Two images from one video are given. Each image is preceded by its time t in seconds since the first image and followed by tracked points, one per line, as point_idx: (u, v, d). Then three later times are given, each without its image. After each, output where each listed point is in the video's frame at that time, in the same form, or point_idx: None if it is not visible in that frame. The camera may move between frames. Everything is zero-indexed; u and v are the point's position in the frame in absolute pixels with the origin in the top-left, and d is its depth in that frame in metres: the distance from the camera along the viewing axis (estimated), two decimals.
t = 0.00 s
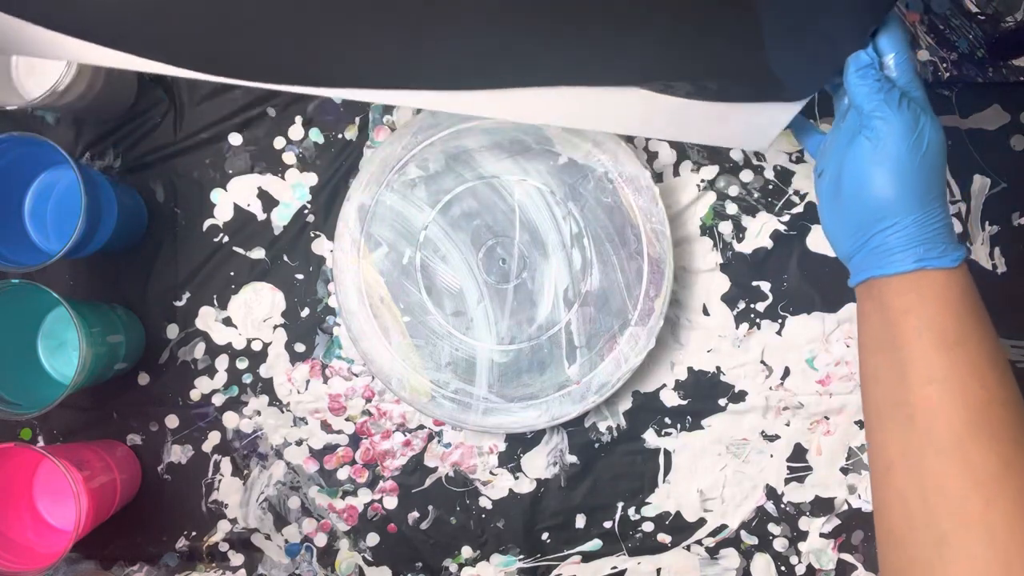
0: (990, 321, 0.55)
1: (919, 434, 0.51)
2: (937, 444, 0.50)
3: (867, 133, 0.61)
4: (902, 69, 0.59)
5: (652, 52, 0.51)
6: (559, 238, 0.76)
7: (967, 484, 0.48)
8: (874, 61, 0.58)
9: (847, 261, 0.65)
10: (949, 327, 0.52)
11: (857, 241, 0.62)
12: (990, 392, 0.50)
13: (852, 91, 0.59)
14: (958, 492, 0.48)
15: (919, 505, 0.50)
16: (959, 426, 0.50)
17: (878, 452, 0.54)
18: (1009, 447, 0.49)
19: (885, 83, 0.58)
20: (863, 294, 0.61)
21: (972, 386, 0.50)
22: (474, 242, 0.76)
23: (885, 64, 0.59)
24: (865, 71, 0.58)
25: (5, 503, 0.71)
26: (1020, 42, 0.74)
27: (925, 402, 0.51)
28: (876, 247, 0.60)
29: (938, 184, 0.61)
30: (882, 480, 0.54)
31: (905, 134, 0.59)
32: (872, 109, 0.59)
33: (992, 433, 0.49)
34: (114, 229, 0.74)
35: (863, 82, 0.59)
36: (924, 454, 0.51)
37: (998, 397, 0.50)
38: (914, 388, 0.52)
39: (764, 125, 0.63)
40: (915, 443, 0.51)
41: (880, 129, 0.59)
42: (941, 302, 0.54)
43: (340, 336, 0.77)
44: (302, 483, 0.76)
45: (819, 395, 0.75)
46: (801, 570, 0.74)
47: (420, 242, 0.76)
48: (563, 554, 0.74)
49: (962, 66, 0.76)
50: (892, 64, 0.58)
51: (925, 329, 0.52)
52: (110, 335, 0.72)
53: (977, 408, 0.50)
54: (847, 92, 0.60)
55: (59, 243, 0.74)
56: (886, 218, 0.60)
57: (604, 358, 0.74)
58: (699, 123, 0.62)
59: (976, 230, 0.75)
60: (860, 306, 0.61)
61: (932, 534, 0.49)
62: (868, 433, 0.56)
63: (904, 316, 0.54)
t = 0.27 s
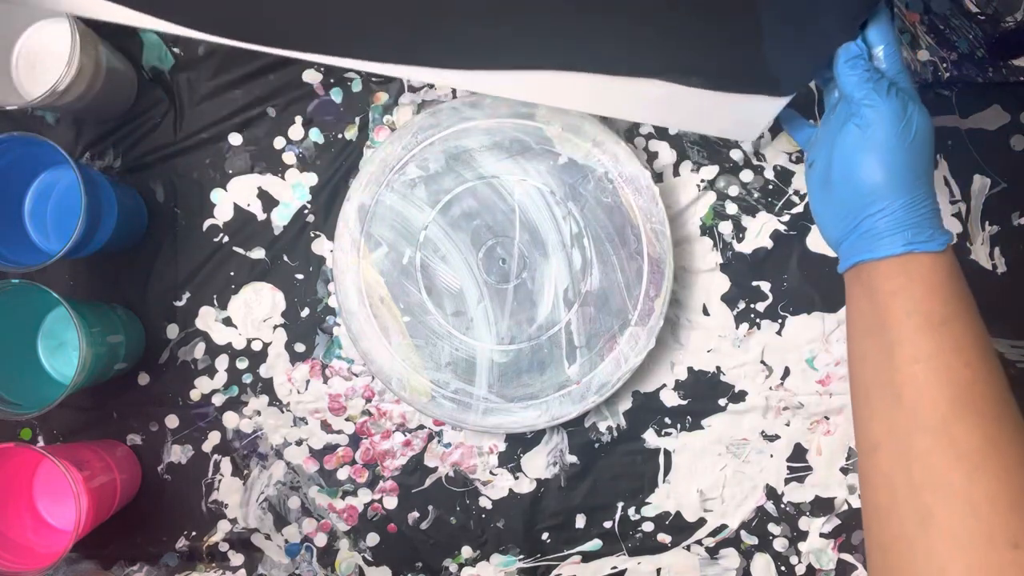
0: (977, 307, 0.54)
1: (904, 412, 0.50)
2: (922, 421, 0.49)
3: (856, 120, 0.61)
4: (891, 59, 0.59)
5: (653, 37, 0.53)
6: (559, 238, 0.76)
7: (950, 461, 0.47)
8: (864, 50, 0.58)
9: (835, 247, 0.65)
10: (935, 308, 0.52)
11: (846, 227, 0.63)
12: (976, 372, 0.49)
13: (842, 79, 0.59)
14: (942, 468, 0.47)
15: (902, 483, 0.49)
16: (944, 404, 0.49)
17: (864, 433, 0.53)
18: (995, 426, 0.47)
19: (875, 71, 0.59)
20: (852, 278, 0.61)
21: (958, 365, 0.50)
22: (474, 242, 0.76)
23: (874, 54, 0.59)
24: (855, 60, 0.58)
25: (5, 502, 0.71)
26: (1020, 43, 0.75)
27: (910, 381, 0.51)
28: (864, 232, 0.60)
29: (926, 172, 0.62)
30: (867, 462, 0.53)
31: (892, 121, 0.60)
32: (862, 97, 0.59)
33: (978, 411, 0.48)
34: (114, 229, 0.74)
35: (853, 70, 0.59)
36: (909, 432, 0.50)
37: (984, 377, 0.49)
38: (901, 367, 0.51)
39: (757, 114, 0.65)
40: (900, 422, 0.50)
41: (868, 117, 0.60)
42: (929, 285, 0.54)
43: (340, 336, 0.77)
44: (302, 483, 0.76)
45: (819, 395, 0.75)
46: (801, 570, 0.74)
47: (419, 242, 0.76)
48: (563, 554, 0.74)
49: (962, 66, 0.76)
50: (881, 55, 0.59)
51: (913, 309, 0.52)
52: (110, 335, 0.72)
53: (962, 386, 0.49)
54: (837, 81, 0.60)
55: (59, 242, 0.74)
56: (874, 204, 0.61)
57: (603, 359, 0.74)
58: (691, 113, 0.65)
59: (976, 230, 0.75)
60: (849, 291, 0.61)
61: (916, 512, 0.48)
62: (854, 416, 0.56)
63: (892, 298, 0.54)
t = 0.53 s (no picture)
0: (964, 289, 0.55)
1: (892, 387, 0.50)
2: (910, 396, 0.49)
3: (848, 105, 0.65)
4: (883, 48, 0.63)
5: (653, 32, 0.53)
6: (559, 238, 0.76)
7: (938, 435, 0.47)
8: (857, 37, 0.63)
9: (825, 232, 0.67)
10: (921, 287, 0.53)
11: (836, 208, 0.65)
12: (963, 348, 0.49)
13: (836, 64, 0.64)
14: (929, 442, 0.47)
15: (890, 459, 0.49)
16: (932, 379, 0.49)
17: (851, 412, 0.53)
18: (982, 403, 0.47)
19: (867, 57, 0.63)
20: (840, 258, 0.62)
21: (947, 342, 0.50)
22: (474, 243, 0.76)
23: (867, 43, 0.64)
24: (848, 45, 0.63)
25: (5, 502, 0.71)
26: (1020, 43, 0.75)
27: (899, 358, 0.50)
28: (857, 210, 0.62)
29: (916, 158, 0.64)
30: (853, 441, 0.52)
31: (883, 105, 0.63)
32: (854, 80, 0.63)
33: (965, 389, 0.48)
34: (115, 229, 0.74)
35: (845, 55, 0.63)
36: (897, 407, 0.49)
37: (970, 354, 0.49)
38: (889, 345, 0.51)
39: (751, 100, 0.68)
40: (887, 399, 0.50)
41: (861, 100, 0.64)
42: (915, 266, 0.55)
43: (340, 336, 0.77)
44: (302, 483, 0.76)
45: (819, 394, 0.75)
46: (801, 570, 0.74)
47: (419, 242, 0.76)
48: (564, 554, 0.74)
49: (962, 66, 0.76)
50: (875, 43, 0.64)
51: (902, 289, 0.53)
52: (110, 335, 0.72)
53: (950, 362, 0.49)
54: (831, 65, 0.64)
55: (59, 242, 0.74)
56: (867, 184, 0.63)
57: (604, 359, 0.74)
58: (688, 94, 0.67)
59: (976, 229, 0.75)
60: (837, 271, 0.62)
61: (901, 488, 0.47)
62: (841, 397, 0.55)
63: (883, 278, 0.55)
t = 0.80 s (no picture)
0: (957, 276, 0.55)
1: (885, 371, 0.50)
2: (902, 379, 0.49)
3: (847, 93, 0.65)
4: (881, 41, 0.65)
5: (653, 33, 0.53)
6: (560, 238, 0.76)
7: (929, 417, 0.47)
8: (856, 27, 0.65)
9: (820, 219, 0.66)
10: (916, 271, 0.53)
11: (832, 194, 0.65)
12: (955, 333, 0.50)
13: (836, 52, 0.65)
14: (920, 425, 0.47)
15: (880, 440, 0.49)
16: (924, 363, 0.49)
17: (843, 396, 0.53)
18: (977, 387, 0.47)
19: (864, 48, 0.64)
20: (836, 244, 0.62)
21: (939, 327, 0.50)
22: (475, 242, 0.76)
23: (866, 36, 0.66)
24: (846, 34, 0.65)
25: (5, 503, 0.71)
26: (1020, 43, 0.75)
27: (892, 341, 0.51)
28: (853, 193, 0.62)
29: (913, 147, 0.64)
30: (844, 425, 0.52)
31: (880, 94, 0.64)
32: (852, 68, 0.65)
33: (956, 373, 0.48)
34: (115, 229, 0.74)
35: (844, 44, 0.65)
36: (889, 389, 0.49)
37: (963, 339, 0.49)
38: (883, 329, 0.51)
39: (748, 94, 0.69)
40: (882, 382, 0.50)
41: (860, 87, 0.65)
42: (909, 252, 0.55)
43: (340, 336, 0.77)
44: (302, 483, 0.76)
45: (819, 395, 0.75)
46: (801, 570, 0.74)
47: (420, 242, 0.76)
48: (564, 554, 0.74)
49: (962, 66, 0.76)
50: (877, 36, 0.65)
51: (897, 275, 0.53)
52: (110, 335, 0.72)
53: (942, 345, 0.49)
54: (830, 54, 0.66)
55: (59, 242, 0.74)
56: (863, 168, 0.63)
57: (603, 359, 0.74)
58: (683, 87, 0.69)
59: (976, 230, 0.75)
60: (832, 256, 0.62)
61: (893, 469, 0.47)
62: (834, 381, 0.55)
63: (880, 264, 0.55)
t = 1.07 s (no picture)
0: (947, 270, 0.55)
1: (876, 364, 0.50)
2: (893, 371, 0.49)
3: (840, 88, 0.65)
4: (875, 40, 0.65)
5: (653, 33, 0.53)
6: (559, 238, 0.76)
7: (920, 410, 0.47)
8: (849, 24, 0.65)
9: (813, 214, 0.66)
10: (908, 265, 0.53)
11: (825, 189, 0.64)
12: (946, 326, 0.50)
13: (829, 48, 0.65)
14: (912, 418, 0.47)
15: (871, 434, 0.49)
16: (916, 357, 0.49)
17: (834, 389, 0.53)
18: (968, 384, 0.48)
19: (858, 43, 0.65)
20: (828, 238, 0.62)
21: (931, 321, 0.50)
22: (474, 243, 0.76)
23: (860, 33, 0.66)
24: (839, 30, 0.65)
25: (5, 503, 0.71)
26: (1020, 42, 0.75)
27: (884, 335, 0.50)
28: (845, 187, 0.62)
29: (906, 142, 0.64)
30: (835, 417, 0.52)
31: (873, 89, 0.64)
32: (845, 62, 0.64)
33: (947, 367, 0.48)
34: (115, 229, 0.74)
35: (837, 39, 0.65)
36: (880, 383, 0.49)
37: (954, 333, 0.50)
38: (874, 322, 0.51)
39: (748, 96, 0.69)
40: (873, 376, 0.50)
41: (853, 82, 0.64)
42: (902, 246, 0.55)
43: (340, 336, 0.77)
44: (302, 483, 0.76)
45: (819, 395, 0.75)
46: (801, 570, 0.74)
47: (419, 242, 0.76)
48: (563, 554, 0.74)
49: (962, 66, 0.76)
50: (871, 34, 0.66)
51: (889, 269, 0.53)
52: (110, 335, 0.72)
53: (932, 338, 0.49)
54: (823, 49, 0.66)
55: (59, 242, 0.74)
56: (855, 162, 0.63)
57: (603, 359, 0.74)
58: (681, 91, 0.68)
59: (976, 230, 0.75)
60: (825, 251, 0.61)
61: (883, 463, 0.47)
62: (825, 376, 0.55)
63: (872, 258, 0.55)
